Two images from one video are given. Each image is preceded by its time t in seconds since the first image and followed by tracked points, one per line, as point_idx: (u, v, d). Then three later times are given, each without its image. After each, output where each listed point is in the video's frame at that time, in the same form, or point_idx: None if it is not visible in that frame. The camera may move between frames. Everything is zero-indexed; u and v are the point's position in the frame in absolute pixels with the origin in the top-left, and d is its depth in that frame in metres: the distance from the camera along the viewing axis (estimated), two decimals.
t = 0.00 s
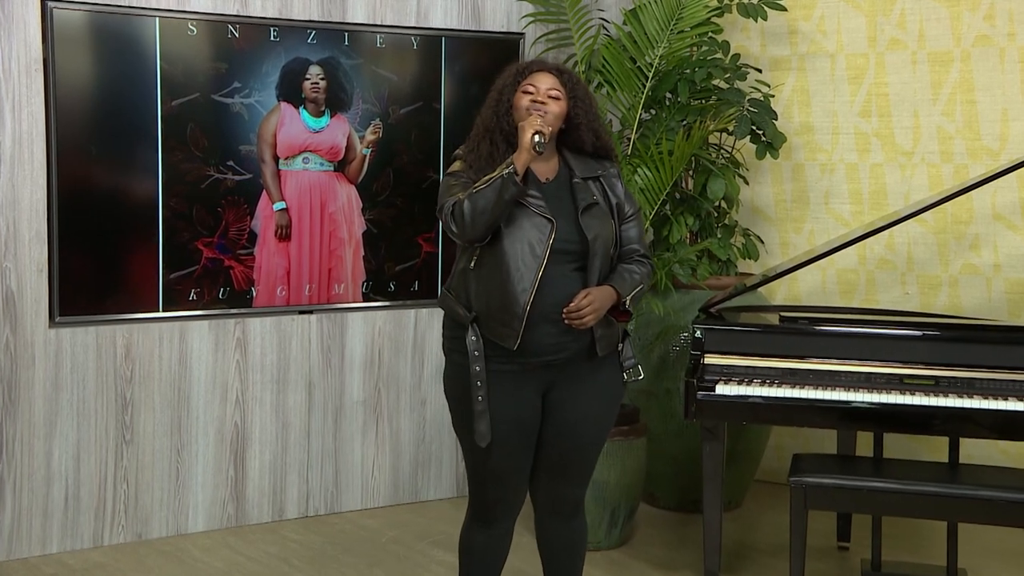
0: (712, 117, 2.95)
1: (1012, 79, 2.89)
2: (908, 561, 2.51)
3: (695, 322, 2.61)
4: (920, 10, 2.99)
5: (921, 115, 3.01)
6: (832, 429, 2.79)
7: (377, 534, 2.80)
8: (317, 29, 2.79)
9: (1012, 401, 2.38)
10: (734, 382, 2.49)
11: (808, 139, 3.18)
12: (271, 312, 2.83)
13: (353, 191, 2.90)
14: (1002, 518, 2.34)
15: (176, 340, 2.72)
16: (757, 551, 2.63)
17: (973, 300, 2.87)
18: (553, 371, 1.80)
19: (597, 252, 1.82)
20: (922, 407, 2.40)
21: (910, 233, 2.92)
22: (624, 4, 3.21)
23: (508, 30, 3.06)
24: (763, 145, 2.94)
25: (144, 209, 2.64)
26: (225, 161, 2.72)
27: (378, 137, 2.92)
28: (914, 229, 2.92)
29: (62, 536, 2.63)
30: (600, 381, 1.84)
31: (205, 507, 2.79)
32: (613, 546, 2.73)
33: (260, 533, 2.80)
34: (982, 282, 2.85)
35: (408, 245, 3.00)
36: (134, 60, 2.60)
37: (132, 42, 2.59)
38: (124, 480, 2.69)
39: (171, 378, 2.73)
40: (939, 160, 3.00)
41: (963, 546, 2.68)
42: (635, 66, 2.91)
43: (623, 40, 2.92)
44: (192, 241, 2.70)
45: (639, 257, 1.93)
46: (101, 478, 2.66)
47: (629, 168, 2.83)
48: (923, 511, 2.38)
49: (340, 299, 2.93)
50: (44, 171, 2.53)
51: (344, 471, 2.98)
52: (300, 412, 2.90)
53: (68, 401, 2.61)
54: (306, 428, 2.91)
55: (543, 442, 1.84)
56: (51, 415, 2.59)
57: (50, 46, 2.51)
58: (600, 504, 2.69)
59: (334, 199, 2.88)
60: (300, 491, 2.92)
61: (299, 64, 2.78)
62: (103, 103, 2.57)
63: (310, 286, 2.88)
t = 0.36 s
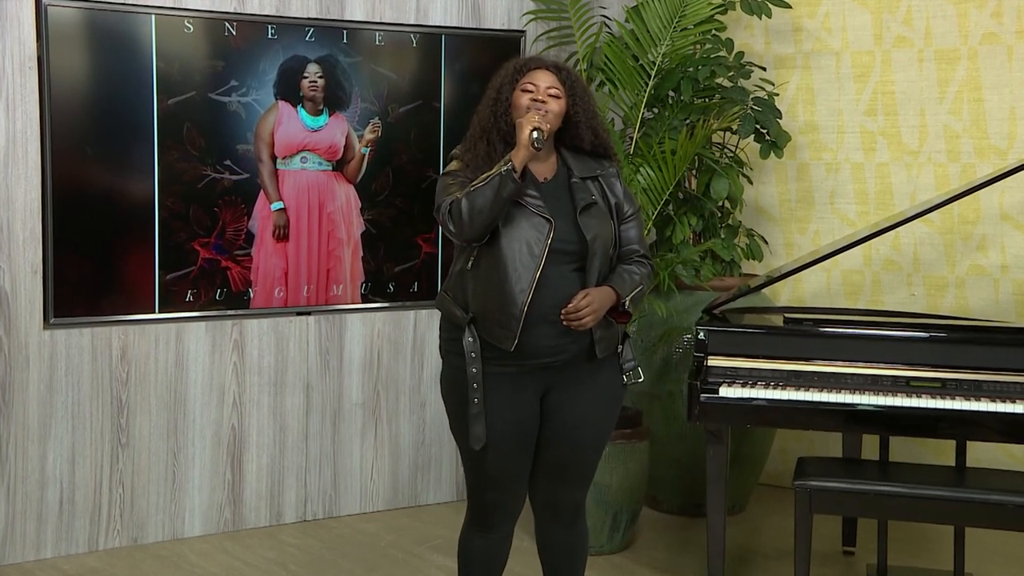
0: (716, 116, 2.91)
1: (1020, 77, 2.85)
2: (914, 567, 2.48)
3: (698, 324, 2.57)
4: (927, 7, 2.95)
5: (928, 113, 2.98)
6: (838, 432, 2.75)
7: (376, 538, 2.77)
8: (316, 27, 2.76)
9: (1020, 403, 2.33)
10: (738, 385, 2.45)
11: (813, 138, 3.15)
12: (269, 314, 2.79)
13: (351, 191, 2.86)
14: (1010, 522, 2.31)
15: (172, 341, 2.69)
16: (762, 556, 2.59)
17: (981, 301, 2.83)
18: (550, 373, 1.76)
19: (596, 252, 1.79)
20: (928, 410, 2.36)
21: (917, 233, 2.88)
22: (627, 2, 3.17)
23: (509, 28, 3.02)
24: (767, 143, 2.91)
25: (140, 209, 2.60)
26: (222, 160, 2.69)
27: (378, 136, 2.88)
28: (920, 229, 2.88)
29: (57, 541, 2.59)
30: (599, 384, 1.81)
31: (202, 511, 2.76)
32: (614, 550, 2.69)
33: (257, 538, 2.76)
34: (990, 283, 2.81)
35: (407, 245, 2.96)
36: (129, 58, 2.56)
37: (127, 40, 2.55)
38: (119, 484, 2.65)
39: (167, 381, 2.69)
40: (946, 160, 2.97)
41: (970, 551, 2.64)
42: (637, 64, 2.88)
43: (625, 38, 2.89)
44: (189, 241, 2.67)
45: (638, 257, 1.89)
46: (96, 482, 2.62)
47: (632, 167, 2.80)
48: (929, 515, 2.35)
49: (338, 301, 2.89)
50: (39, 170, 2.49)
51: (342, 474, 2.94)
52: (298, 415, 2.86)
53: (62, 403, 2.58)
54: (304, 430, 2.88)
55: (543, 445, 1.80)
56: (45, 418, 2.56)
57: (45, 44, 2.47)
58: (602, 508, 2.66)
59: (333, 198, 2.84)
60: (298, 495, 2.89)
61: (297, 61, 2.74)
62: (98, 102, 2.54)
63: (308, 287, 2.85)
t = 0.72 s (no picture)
0: (720, 116, 2.88)
1: None
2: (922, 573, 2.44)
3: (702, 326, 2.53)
4: (933, 5, 2.92)
5: (935, 113, 2.94)
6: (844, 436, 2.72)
7: (376, 543, 2.73)
8: (315, 26, 2.73)
9: None
10: (742, 388, 2.42)
11: (819, 138, 3.12)
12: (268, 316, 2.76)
13: (351, 191, 2.83)
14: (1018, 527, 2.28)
15: (170, 344, 2.65)
16: (766, 561, 2.56)
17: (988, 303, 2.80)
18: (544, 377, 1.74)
19: (587, 254, 1.76)
20: (934, 414, 2.33)
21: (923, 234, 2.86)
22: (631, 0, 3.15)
23: (511, 27, 2.99)
24: (772, 144, 2.88)
25: (137, 209, 2.57)
26: (220, 161, 2.66)
27: (377, 136, 2.85)
28: (927, 231, 2.86)
29: (53, 546, 2.56)
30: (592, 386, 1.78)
31: (200, 516, 2.73)
32: (617, 556, 2.66)
33: (256, 543, 2.73)
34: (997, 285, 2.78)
35: (406, 247, 2.93)
36: (127, 57, 2.53)
37: (124, 40, 2.52)
38: (116, 488, 2.62)
39: (164, 384, 2.66)
40: (953, 160, 2.94)
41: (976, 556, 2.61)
42: (641, 63, 2.86)
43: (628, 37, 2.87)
44: (186, 242, 2.64)
45: (629, 259, 1.86)
46: (93, 487, 2.59)
47: (635, 167, 2.79)
48: (937, 520, 2.31)
49: (337, 303, 2.86)
50: (35, 171, 2.46)
51: (342, 478, 2.91)
52: (297, 418, 2.83)
53: (59, 407, 2.55)
54: (303, 434, 2.84)
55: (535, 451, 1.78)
56: (42, 422, 2.53)
57: (41, 43, 2.44)
58: (604, 513, 2.63)
59: (332, 199, 2.81)
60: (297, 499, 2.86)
61: (296, 61, 2.71)
62: (95, 102, 2.51)
63: (307, 289, 2.82)
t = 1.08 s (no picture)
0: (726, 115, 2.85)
1: None
2: None
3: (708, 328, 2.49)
4: (943, 3, 2.89)
5: (945, 112, 2.92)
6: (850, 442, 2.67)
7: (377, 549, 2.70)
8: (316, 24, 2.69)
9: None
10: (748, 391, 2.39)
11: (826, 138, 3.09)
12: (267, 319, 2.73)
13: (352, 192, 2.79)
14: None
15: (169, 346, 2.62)
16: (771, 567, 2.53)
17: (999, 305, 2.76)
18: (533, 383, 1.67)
19: (573, 256, 1.72)
20: (944, 418, 2.31)
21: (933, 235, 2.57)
22: None
23: (514, 26, 2.95)
24: (779, 144, 2.85)
25: (135, 210, 2.54)
26: (220, 161, 2.62)
27: (380, 136, 2.82)
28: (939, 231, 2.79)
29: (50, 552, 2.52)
30: (580, 389, 1.71)
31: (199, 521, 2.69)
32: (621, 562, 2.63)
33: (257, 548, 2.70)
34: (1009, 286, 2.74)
35: (407, 248, 2.89)
36: (126, 56, 2.50)
37: (123, 38, 2.49)
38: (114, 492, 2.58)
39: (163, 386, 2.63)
40: (963, 160, 2.91)
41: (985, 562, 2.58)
42: (646, 62, 2.85)
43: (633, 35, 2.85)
44: (185, 243, 2.61)
45: (614, 259, 1.80)
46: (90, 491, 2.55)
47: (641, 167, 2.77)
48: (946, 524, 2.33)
49: (339, 305, 2.82)
50: (32, 171, 2.42)
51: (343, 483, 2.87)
52: (298, 422, 2.80)
53: (56, 411, 2.52)
54: (303, 438, 2.81)
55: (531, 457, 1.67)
56: (40, 425, 2.50)
57: (40, 41, 2.41)
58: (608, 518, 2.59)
59: (333, 200, 2.77)
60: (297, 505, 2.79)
61: (297, 59, 2.68)
62: (93, 101, 2.47)
63: (308, 290, 2.78)
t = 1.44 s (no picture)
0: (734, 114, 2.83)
1: None
2: None
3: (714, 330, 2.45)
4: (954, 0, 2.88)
5: (955, 111, 2.91)
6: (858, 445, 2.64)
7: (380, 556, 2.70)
8: (316, 22, 2.66)
9: None
10: (755, 393, 2.35)
11: (835, 137, 3.05)
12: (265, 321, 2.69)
13: (354, 192, 2.75)
14: None
15: (167, 348, 2.60)
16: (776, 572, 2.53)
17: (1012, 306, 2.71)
18: (517, 385, 1.76)
19: (556, 257, 1.75)
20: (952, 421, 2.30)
21: (941, 236, 2.71)
22: None
23: (517, 23, 2.90)
24: (786, 143, 2.81)
25: (134, 211, 2.51)
26: (220, 160, 2.59)
27: (381, 136, 2.77)
28: (946, 231, 2.72)
29: (47, 558, 2.48)
30: (563, 389, 1.78)
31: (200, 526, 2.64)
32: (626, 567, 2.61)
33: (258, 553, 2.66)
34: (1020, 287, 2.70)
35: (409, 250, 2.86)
36: (124, 54, 2.46)
37: (121, 36, 2.46)
38: (112, 496, 2.54)
39: (161, 389, 2.60)
40: (974, 159, 2.91)
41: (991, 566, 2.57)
42: (651, 61, 2.84)
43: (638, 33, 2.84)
44: (184, 244, 2.57)
45: (598, 260, 1.84)
46: (87, 496, 2.51)
47: (646, 167, 2.74)
48: (952, 529, 2.36)
49: (340, 306, 2.78)
50: (29, 170, 2.39)
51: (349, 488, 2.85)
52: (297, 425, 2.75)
53: (53, 413, 2.48)
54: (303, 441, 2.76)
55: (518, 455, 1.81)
56: (36, 429, 2.45)
57: (36, 40, 2.37)
58: (614, 523, 2.58)
59: (334, 200, 2.73)
60: (297, 509, 2.77)
61: (297, 58, 2.64)
62: (90, 101, 2.44)
63: (309, 292, 2.74)
